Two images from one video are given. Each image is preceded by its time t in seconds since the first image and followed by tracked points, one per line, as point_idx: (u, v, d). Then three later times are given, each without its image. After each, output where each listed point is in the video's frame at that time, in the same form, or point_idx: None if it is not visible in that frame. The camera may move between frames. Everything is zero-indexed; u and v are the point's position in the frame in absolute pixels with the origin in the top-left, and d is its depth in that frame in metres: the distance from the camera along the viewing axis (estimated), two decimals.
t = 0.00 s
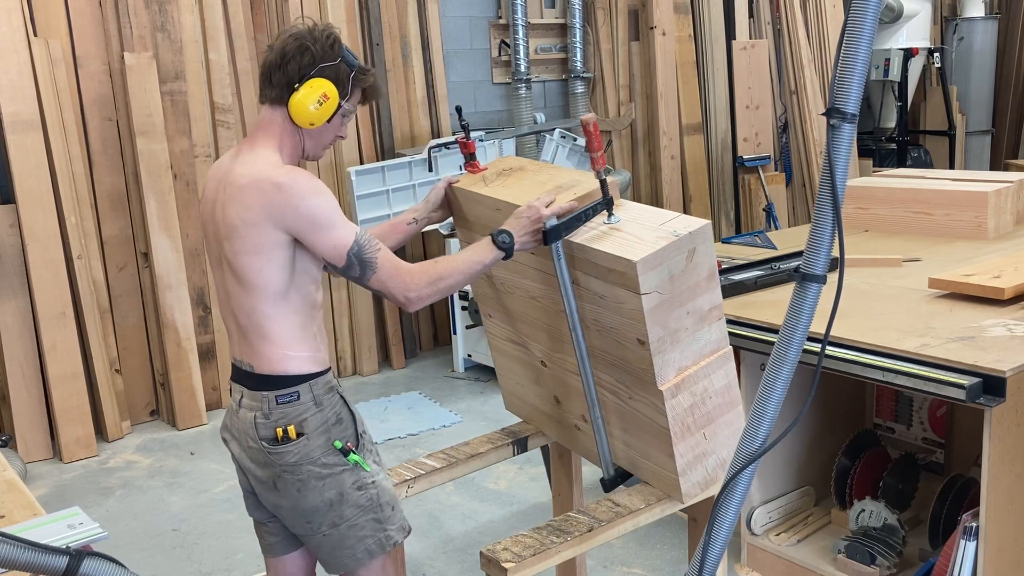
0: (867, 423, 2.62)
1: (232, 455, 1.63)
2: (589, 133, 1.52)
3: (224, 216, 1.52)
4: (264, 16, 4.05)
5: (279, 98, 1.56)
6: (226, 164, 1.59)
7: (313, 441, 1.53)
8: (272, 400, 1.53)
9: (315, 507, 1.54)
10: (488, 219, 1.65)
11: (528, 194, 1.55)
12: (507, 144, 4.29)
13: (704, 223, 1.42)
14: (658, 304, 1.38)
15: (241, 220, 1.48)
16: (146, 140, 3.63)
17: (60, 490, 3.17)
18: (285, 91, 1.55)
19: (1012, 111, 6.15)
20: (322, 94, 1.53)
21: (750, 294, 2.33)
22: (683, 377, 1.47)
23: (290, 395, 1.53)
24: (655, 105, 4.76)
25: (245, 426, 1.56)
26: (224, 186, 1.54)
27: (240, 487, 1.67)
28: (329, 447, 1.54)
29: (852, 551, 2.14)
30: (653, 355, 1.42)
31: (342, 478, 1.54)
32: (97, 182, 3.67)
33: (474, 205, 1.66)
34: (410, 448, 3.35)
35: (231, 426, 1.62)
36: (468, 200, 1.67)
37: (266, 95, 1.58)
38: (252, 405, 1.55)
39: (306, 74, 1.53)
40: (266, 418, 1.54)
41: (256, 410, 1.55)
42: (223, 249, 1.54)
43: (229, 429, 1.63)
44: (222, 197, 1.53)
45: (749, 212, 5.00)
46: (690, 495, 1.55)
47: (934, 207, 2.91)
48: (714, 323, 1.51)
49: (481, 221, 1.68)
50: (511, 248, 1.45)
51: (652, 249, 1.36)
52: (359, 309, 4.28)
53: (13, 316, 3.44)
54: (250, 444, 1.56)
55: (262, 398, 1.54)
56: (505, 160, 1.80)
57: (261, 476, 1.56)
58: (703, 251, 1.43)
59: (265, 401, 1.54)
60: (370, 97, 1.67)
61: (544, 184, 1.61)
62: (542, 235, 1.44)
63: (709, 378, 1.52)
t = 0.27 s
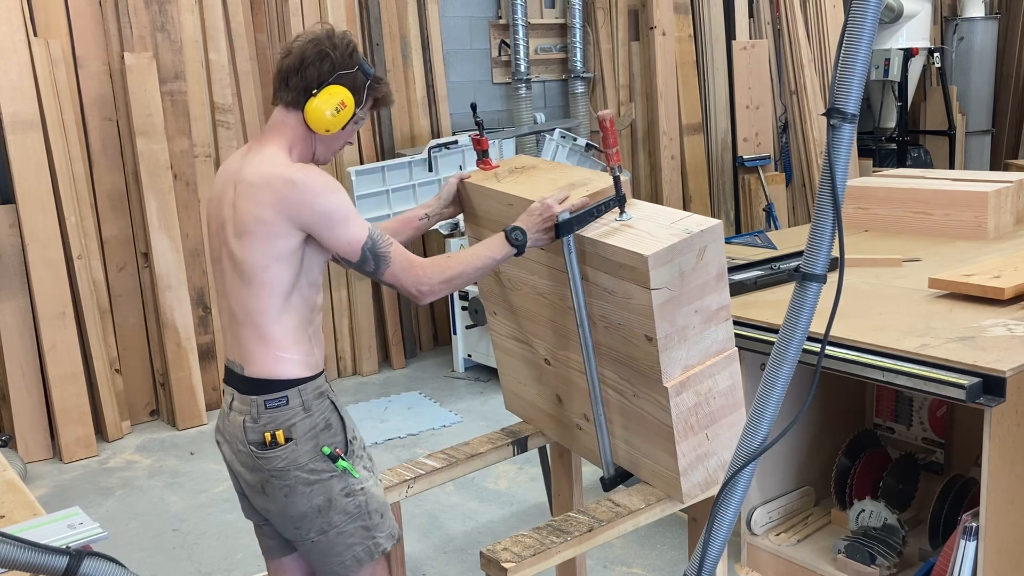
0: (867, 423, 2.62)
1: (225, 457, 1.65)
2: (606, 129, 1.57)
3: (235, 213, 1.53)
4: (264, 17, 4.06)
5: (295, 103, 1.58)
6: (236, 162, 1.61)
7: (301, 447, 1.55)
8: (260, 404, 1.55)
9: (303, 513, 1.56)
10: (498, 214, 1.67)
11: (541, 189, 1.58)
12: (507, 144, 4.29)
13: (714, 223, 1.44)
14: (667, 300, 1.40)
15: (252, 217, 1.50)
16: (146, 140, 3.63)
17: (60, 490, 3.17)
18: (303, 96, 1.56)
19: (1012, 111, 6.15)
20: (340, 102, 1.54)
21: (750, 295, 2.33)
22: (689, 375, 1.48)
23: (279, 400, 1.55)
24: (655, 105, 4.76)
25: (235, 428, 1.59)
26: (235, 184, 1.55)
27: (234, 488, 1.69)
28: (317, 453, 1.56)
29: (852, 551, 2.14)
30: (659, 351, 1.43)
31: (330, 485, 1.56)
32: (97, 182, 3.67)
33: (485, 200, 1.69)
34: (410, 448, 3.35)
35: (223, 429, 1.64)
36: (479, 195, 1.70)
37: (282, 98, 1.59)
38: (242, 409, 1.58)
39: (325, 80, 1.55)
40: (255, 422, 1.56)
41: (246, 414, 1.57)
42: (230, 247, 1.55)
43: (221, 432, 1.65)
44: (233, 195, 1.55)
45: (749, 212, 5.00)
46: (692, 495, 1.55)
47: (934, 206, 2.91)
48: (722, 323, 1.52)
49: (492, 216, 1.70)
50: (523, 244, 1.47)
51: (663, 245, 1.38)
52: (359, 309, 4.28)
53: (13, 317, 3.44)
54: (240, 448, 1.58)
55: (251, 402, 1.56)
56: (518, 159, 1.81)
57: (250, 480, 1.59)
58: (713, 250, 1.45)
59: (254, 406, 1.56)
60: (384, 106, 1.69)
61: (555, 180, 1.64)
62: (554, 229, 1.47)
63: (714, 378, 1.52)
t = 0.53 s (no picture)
0: (867, 423, 2.62)
1: (221, 457, 1.65)
2: (618, 126, 1.58)
3: (253, 214, 1.54)
4: (264, 16, 4.06)
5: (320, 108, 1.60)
6: (255, 162, 1.61)
7: (302, 449, 1.55)
8: (262, 406, 1.55)
9: (302, 514, 1.56)
10: (506, 211, 1.71)
11: (553, 186, 1.62)
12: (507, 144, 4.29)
13: (724, 224, 1.45)
14: (674, 297, 1.40)
15: (272, 217, 1.51)
16: (146, 140, 3.63)
17: (60, 490, 3.17)
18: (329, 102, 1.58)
19: (1012, 111, 6.15)
20: (366, 112, 1.56)
21: (750, 294, 2.33)
22: (693, 375, 1.47)
23: (281, 402, 1.55)
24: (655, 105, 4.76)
25: (235, 430, 1.58)
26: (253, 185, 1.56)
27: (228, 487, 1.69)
28: (318, 456, 1.56)
29: (852, 551, 2.14)
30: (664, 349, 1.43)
31: (330, 487, 1.56)
32: (97, 182, 3.67)
33: (494, 196, 1.73)
34: (410, 448, 3.35)
35: (220, 429, 1.64)
36: (489, 192, 1.74)
37: (307, 102, 1.61)
38: (242, 410, 1.57)
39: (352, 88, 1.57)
40: (255, 424, 1.56)
41: (246, 415, 1.57)
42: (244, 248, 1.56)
43: (218, 432, 1.65)
44: (251, 196, 1.56)
45: (749, 212, 5.00)
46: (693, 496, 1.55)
47: (933, 207, 2.91)
48: (728, 323, 1.52)
49: (501, 213, 1.73)
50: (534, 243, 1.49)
51: (672, 242, 1.39)
52: (359, 309, 4.28)
53: (13, 316, 3.44)
54: (238, 448, 1.58)
55: (253, 404, 1.56)
56: (528, 159, 1.87)
57: (249, 480, 1.59)
58: (721, 251, 1.45)
59: (256, 407, 1.55)
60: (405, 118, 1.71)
61: (564, 179, 1.68)
62: (563, 225, 1.48)
63: (718, 379, 1.52)
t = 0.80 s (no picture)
0: (867, 423, 2.62)
1: (224, 456, 1.66)
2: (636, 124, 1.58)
3: (275, 214, 1.57)
4: (264, 17, 4.06)
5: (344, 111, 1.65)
6: (276, 163, 1.64)
7: (306, 448, 1.57)
8: (267, 405, 1.57)
9: (304, 514, 1.57)
10: (517, 208, 1.72)
11: (566, 183, 1.64)
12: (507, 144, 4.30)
13: (736, 225, 1.45)
14: (684, 294, 1.41)
15: (294, 217, 1.54)
16: (146, 140, 3.63)
17: (60, 490, 3.17)
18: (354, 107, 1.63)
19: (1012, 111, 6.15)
20: (389, 119, 1.61)
21: (751, 294, 2.33)
22: (700, 374, 1.47)
23: (286, 401, 1.57)
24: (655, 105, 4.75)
25: (240, 428, 1.60)
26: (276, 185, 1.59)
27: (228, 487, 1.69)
28: (321, 456, 1.58)
29: (852, 551, 2.14)
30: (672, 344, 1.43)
31: (333, 487, 1.57)
32: (97, 182, 3.67)
33: (507, 192, 1.74)
34: (410, 448, 3.35)
35: (222, 428, 1.65)
36: (502, 189, 1.76)
37: (331, 105, 1.66)
38: (247, 409, 1.58)
39: (377, 94, 1.62)
40: (260, 422, 1.57)
41: (250, 413, 1.58)
42: (262, 248, 1.58)
43: (220, 431, 1.66)
44: (273, 196, 1.58)
45: (749, 212, 5.00)
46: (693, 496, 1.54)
47: (933, 206, 2.91)
48: (736, 325, 1.52)
49: (512, 210, 1.74)
50: (549, 238, 1.52)
51: (686, 239, 1.40)
52: (359, 308, 4.29)
53: (13, 316, 3.44)
54: (241, 447, 1.59)
55: (258, 403, 1.57)
56: (539, 159, 1.90)
57: (251, 480, 1.59)
58: (733, 252, 1.46)
59: (261, 406, 1.57)
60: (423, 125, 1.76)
61: (577, 177, 1.70)
62: (577, 219, 1.51)
63: (724, 379, 1.52)
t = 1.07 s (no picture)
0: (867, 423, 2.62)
1: (230, 456, 1.66)
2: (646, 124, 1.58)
3: (282, 214, 1.57)
4: (264, 17, 4.07)
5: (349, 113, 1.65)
6: (284, 164, 1.65)
7: (314, 449, 1.58)
8: (275, 406, 1.57)
9: (314, 513, 1.59)
10: (524, 207, 1.73)
11: (574, 182, 1.65)
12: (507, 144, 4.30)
13: (745, 226, 1.45)
14: (691, 292, 1.41)
15: (302, 217, 1.54)
16: (146, 140, 3.63)
17: (60, 490, 3.17)
18: (358, 109, 1.64)
19: (1012, 111, 6.15)
20: (394, 121, 1.62)
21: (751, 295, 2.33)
22: (704, 374, 1.47)
23: (294, 402, 1.57)
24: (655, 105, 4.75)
25: (247, 429, 1.60)
26: (284, 186, 1.59)
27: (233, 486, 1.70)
28: (329, 455, 1.59)
29: (852, 551, 2.14)
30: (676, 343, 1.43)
31: (341, 486, 1.59)
32: (97, 182, 3.67)
33: (515, 191, 1.75)
34: (410, 448, 3.35)
35: (226, 428, 1.65)
36: (511, 187, 1.77)
37: (337, 107, 1.67)
38: (254, 410, 1.59)
39: (383, 96, 1.63)
40: (267, 423, 1.58)
41: (257, 414, 1.58)
42: (269, 248, 1.58)
43: (225, 431, 1.66)
44: (280, 197, 1.59)
45: (749, 212, 5.00)
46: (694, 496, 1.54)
47: (934, 206, 2.91)
48: (741, 326, 1.52)
49: (519, 209, 1.75)
50: (558, 236, 1.52)
51: (694, 237, 1.40)
52: (359, 308, 4.29)
53: (13, 316, 3.44)
54: (249, 447, 1.60)
55: (265, 404, 1.57)
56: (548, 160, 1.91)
57: (259, 480, 1.60)
58: (740, 252, 1.46)
59: (269, 407, 1.57)
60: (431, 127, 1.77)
61: (586, 176, 1.70)
62: (586, 216, 1.51)
63: (728, 381, 1.52)
